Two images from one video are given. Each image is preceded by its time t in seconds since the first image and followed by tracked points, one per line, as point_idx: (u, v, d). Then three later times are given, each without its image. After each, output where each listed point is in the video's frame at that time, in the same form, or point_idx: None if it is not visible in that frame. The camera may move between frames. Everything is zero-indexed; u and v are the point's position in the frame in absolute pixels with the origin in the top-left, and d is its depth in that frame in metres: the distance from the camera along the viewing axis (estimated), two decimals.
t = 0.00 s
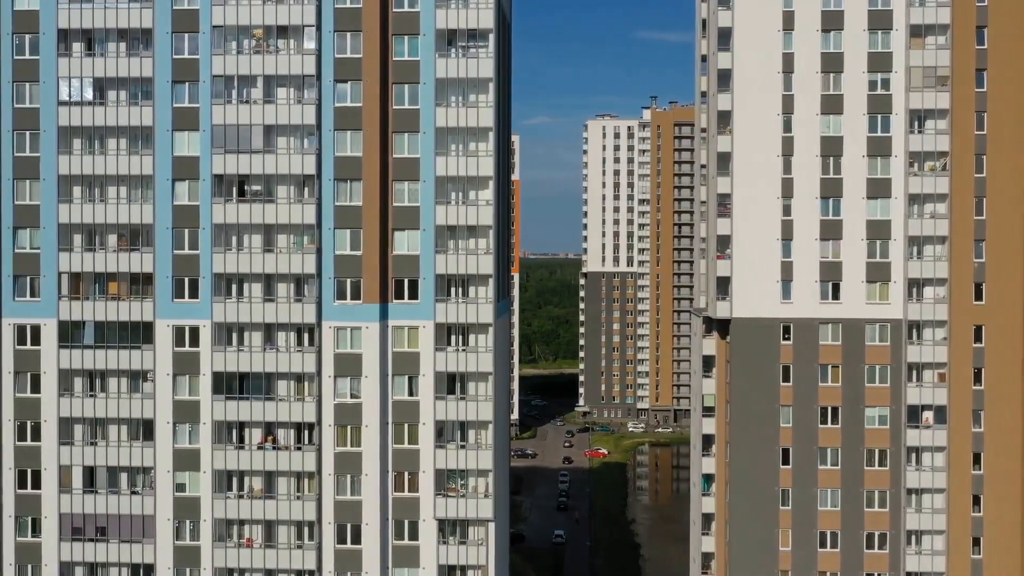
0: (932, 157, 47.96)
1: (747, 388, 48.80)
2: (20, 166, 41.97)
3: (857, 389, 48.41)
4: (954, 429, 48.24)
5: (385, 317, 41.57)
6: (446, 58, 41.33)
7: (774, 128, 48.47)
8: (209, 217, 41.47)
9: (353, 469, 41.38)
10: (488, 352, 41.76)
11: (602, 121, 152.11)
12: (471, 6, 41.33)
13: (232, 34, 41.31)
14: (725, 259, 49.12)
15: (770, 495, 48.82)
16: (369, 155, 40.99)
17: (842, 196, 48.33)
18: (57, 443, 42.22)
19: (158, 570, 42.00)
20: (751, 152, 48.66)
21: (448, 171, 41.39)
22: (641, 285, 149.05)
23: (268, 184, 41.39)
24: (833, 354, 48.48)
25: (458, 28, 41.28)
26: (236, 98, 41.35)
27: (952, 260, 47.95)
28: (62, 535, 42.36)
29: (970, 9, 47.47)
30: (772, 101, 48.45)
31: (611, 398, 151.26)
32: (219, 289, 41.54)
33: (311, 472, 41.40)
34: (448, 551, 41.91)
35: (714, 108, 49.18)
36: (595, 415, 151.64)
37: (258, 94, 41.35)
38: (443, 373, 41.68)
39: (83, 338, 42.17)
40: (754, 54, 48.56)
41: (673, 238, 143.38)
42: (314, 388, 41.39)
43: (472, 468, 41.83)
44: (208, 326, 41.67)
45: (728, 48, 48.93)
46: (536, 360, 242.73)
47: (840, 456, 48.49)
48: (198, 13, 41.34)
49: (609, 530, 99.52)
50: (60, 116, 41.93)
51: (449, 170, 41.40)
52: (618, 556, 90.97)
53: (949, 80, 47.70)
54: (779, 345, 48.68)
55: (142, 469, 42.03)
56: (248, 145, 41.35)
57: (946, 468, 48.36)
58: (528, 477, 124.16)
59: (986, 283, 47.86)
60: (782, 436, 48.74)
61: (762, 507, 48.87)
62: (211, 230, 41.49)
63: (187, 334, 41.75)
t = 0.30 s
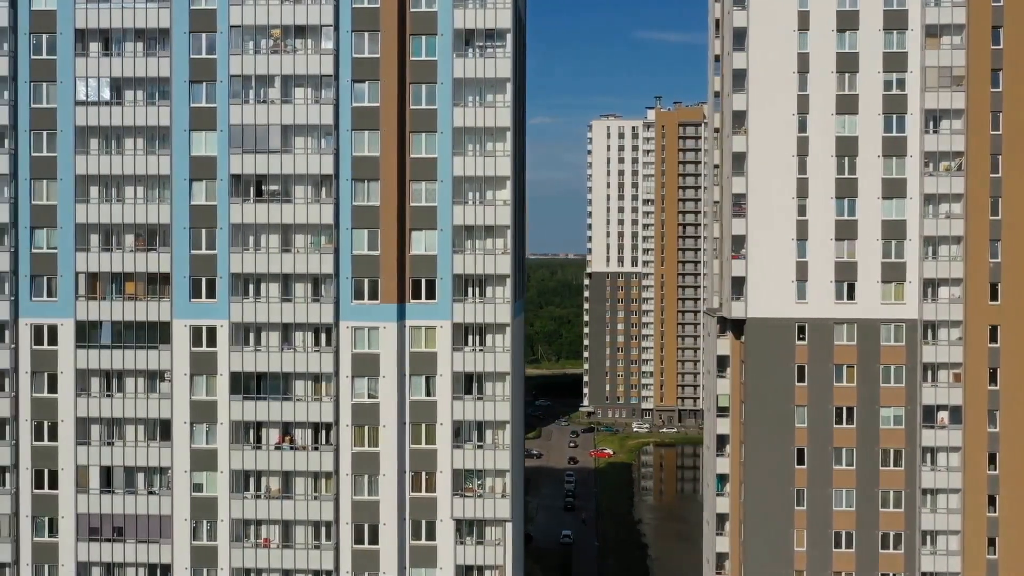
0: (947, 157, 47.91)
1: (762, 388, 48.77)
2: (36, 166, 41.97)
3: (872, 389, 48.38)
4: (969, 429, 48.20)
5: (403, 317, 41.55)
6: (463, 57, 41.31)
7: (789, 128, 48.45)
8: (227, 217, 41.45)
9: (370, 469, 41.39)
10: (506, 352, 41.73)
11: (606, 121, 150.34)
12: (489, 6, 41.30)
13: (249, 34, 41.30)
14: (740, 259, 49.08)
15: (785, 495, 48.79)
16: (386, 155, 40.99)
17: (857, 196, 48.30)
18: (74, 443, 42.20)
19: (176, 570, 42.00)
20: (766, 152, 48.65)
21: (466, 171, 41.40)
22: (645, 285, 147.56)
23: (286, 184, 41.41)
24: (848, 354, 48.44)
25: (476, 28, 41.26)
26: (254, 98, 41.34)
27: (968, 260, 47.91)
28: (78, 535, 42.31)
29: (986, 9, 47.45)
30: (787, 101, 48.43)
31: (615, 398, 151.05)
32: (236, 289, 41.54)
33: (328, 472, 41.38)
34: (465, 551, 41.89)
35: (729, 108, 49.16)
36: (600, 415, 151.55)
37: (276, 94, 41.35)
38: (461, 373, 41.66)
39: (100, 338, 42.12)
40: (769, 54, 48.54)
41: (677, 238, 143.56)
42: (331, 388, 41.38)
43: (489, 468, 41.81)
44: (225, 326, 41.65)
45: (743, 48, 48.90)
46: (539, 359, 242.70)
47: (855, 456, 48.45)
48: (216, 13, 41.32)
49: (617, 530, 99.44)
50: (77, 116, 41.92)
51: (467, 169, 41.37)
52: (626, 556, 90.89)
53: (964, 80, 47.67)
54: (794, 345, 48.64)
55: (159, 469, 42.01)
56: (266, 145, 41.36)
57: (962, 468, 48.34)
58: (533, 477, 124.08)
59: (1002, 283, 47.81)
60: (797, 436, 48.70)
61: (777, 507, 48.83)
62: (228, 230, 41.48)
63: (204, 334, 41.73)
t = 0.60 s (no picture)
0: (962, 157, 47.84)
1: (776, 389, 48.76)
2: (53, 166, 41.99)
3: (887, 389, 48.34)
4: (985, 429, 48.21)
5: (420, 317, 41.53)
6: (481, 57, 41.26)
7: (804, 128, 48.41)
8: (245, 217, 41.44)
9: (387, 469, 41.38)
10: (523, 352, 41.65)
11: (610, 121, 149.23)
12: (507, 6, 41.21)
13: (266, 35, 41.26)
14: (755, 259, 49.10)
15: (800, 495, 48.76)
16: (404, 156, 41.02)
17: (872, 196, 48.24)
18: (91, 443, 42.18)
19: (192, 570, 41.98)
20: (780, 152, 48.62)
21: (483, 171, 41.31)
22: (649, 285, 147.06)
23: (303, 185, 41.41)
24: (863, 354, 48.40)
25: (494, 28, 41.19)
26: (272, 99, 41.31)
27: (983, 260, 47.90)
28: (95, 535, 42.29)
29: (1001, 8, 47.41)
30: (802, 101, 48.39)
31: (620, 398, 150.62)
32: (253, 289, 41.52)
33: (345, 472, 41.35)
34: (482, 551, 41.88)
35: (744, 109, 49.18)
36: (604, 416, 151.34)
37: (294, 94, 41.33)
38: (478, 373, 41.59)
39: (118, 338, 42.11)
40: (784, 54, 48.49)
41: (683, 238, 143.59)
42: (348, 388, 41.38)
43: (506, 468, 41.73)
44: (242, 326, 41.64)
45: (758, 48, 48.87)
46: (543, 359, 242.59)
47: (870, 456, 48.40)
48: (233, 13, 41.30)
49: (624, 530, 99.34)
50: (94, 116, 41.91)
51: (484, 169, 41.32)
52: (634, 556, 90.81)
53: (979, 80, 47.63)
54: (809, 345, 48.61)
55: (176, 469, 41.99)
56: (283, 145, 41.33)
57: (977, 468, 48.37)
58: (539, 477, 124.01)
59: (1017, 283, 47.88)
60: (812, 436, 48.66)
61: (791, 507, 48.80)
62: (245, 230, 41.47)
63: (221, 334, 41.73)
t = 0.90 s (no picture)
0: (977, 157, 47.89)
1: (791, 389, 48.75)
2: (71, 166, 42.05)
3: (902, 389, 48.28)
4: (999, 430, 48.23)
5: (437, 317, 41.55)
6: (497, 57, 41.11)
7: (819, 128, 48.39)
8: (262, 217, 41.41)
9: (404, 470, 41.48)
10: (540, 352, 41.56)
11: (615, 121, 149.61)
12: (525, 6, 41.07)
13: (284, 35, 41.28)
14: (770, 259, 49.18)
15: (815, 496, 48.72)
16: (421, 156, 41.02)
17: (887, 196, 48.19)
18: (108, 443, 42.17)
19: (209, 570, 41.97)
20: (795, 152, 48.61)
21: (500, 171, 41.22)
22: (654, 285, 145.45)
23: (320, 185, 41.40)
24: (877, 354, 48.37)
25: (511, 28, 41.07)
26: (289, 99, 41.29)
27: (998, 259, 47.91)
28: (111, 536, 42.28)
29: (1016, 8, 47.36)
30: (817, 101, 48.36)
31: (624, 398, 148.14)
32: (271, 290, 41.52)
33: (362, 473, 41.38)
34: (499, 551, 41.80)
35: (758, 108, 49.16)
36: (608, 416, 148.75)
37: (310, 94, 41.29)
38: (494, 373, 41.57)
39: (134, 338, 42.10)
40: (798, 54, 48.47)
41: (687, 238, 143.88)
42: (365, 389, 41.38)
43: (523, 468, 41.68)
44: (259, 326, 41.63)
45: (772, 48, 48.84)
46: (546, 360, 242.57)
47: (884, 456, 48.37)
48: (250, 13, 41.31)
49: (632, 530, 99.16)
50: (111, 116, 41.91)
51: (501, 169, 41.22)
52: (643, 556, 90.68)
53: (994, 80, 47.61)
54: (823, 345, 48.59)
55: (193, 469, 41.97)
56: (300, 145, 41.32)
57: (991, 469, 48.34)
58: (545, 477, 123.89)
59: None
60: (826, 436, 48.65)
61: (806, 507, 48.78)
62: (262, 230, 41.46)
63: (238, 334, 41.73)
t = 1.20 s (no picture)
0: (992, 157, 47.85)
1: (805, 389, 48.73)
2: (87, 166, 42.02)
3: (917, 390, 48.20)
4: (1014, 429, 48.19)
5: (454, 318, 41.54)
6: (514, 57, 41.09)
7: (833, 128, 48.35)
8: (279, 217, 41.41)
9: (421, 470, 41.45)
10: (557, 353, 41.48)
11: (619, 121, 145.49)
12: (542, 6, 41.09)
13: (300, 35, 41.23)
14: (785, 259, 49.21)
15: (829, 496, 48.71)
16: (438, 156, 41.01)
17: (901, 196, 48.14)
18: (124, 444, 42.15)
19: (226, 571, 41.97)
20: (809, 152, 48.57)
21: (517, 172, 41.23)
22: (658, 286, 144.07)
23: (337, 185, 41.38)
24: (892, 354, 48.30)
25: (528, 28, 41.03)
26: (306, 99, 41.28)
27: (1013, 260, 47.87)
28: (128, 536, 42.27)
29: None
30: (832, 101, 48.32)
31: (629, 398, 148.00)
32: (287, 290, 41.48)
33: (379, 473, 41.37)
34: (516, 552, 41.79)
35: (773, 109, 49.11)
36: (613, 416, 148.48)
37: (328, 95, 41.30)
38: (511, 374, 41.53)
39: (151, 339, 42.07)
40: (813, 54, 48.41)
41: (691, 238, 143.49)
42: (382, 389, 41.37)
43: (540, 469, 41.63)
44: (276, 326, 41.63)
45: (787, 48, 48.80)
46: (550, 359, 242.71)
47: (899, 457, 48.31)
48: (267, 13, 41.30)
49: (639, 531, 99.11)
50: (128, 116, 41.89)
51: (518, 170, 41.24)
52: (651, 556, 90.68)
53: (1009, 80, 47.53)
54: (838, 345, 48.55)
55: (210, 470, 41.97)
56: (317, 146, 41.32)
57: (1006, 469, 48.28)
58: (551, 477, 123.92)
59: None
60: (841, 437, 48.61)
61: (821, 508, 48.76)
62: (279, 230, 41.45)
63: (255, 334, 41.72)
